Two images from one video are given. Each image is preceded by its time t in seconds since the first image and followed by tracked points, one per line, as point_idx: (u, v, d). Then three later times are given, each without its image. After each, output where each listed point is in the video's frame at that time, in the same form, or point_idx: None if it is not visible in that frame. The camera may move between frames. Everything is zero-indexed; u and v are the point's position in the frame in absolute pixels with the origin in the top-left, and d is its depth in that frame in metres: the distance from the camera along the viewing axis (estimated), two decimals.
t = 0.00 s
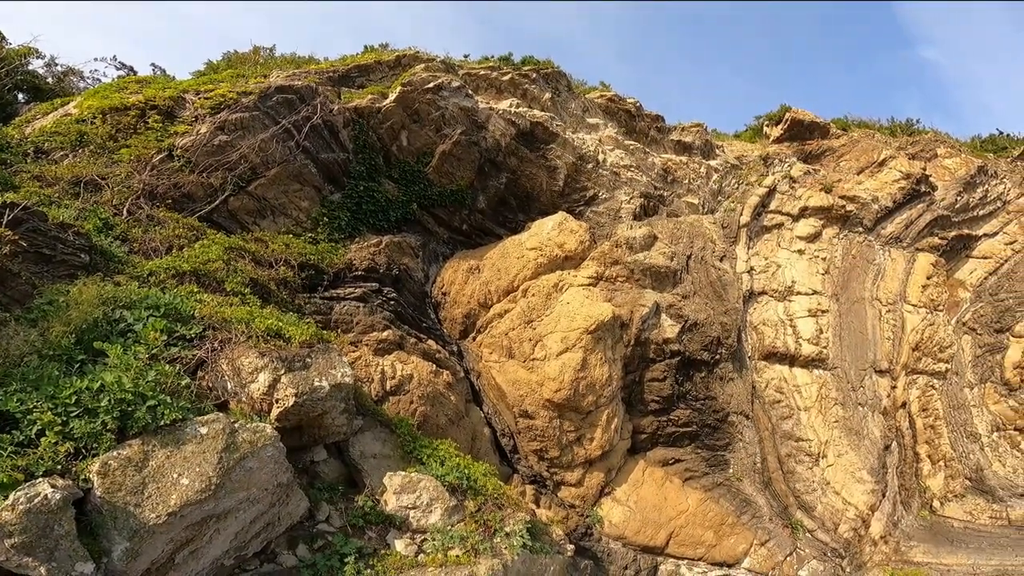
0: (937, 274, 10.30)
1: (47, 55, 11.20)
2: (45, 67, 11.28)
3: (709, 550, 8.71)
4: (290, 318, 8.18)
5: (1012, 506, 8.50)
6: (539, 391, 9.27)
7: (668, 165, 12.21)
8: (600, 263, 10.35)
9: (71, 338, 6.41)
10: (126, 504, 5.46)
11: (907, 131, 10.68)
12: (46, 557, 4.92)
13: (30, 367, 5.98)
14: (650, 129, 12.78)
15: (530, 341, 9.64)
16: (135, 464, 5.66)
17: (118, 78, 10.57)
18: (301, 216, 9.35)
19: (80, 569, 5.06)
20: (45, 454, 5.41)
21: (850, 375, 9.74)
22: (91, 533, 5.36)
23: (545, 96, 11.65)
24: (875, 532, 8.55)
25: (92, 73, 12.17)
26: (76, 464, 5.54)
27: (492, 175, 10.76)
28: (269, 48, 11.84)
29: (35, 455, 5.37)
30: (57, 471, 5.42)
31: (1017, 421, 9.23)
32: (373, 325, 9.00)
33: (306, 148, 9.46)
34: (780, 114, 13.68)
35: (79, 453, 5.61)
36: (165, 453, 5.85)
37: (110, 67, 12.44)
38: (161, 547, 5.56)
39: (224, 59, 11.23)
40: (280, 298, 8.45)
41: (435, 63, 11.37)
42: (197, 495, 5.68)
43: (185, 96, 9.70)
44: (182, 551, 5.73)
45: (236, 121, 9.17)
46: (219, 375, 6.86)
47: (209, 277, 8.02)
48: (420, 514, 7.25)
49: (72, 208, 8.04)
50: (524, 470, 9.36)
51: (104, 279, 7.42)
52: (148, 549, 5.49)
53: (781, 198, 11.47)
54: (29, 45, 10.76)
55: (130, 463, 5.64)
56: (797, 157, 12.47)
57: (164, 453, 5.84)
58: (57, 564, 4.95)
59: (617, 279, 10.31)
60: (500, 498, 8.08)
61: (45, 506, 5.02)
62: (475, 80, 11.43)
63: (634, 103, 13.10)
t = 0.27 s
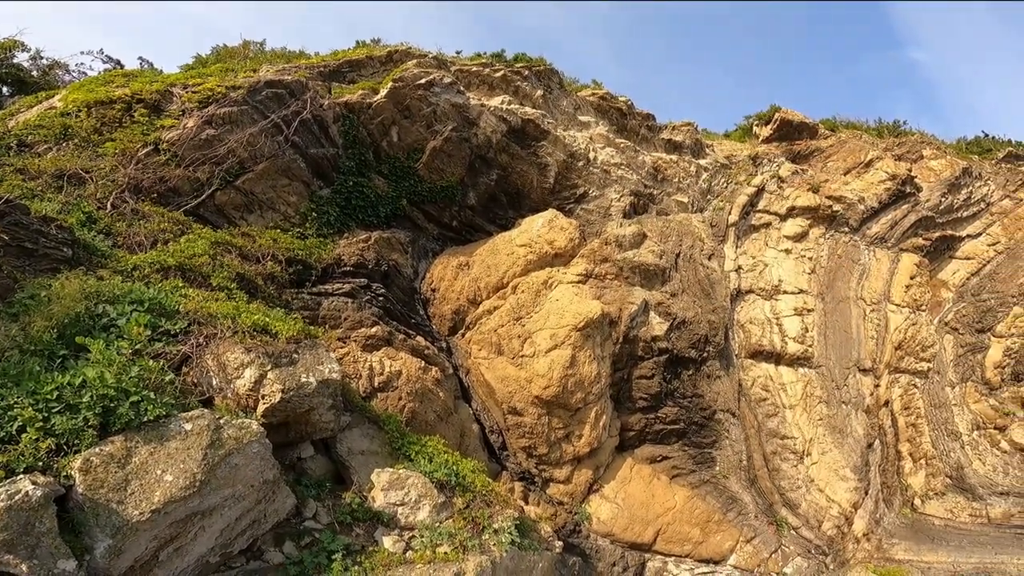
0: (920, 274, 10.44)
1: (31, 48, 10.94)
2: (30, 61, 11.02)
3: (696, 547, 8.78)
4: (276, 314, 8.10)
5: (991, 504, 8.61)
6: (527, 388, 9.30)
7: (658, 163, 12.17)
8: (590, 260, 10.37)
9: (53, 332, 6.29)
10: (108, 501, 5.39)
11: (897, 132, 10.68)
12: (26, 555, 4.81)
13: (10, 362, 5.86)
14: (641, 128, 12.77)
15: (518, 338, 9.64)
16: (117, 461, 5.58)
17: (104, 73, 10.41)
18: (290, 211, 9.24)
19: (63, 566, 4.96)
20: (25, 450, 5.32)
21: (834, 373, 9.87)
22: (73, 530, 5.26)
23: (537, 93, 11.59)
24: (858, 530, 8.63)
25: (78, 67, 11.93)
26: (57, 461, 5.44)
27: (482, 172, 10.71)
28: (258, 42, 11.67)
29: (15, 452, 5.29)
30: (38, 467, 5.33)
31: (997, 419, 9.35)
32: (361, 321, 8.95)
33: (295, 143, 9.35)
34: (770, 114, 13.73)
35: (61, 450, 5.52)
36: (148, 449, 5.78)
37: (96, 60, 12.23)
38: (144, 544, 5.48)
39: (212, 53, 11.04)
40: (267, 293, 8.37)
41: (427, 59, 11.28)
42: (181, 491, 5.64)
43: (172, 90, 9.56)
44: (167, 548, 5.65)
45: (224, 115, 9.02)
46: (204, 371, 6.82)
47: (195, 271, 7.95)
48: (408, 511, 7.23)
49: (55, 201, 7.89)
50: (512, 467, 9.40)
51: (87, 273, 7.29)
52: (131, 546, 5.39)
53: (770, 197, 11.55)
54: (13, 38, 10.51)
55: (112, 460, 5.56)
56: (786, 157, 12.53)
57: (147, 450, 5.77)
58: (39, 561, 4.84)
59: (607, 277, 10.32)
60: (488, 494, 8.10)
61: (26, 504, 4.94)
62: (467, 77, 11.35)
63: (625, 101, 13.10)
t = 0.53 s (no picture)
0: (903, 274, 10.58)
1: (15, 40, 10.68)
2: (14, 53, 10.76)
3: (682, 544, 8.88)
4: (262, 309, 8.01)
5: (970, 502, 8.67)
6: (515, 385, 9.31)
7: (648, 162, 12.20)
8: (579, 258, 10.38)
9: (33, 327, 6.17)
10: (89, 497, 5.32)
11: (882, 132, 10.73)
12: (6, 551, 4.76)
13: None
14: (632, 126, 12.77)
15: (507, 335, 9.66)
16: (98, 457, 5.50)
17: (89, 65, 10.16)
18: (277, 206, 9.14)
19: (43, 563, 4.93)
20: (4, 446, 5.24)
21: (818, 372, 10.00)
22: (54, 527, 5.21)
23: (529, 90, 11.52)
24: (840, 528, 8.73)
25: (64, 59, 11.67)
26: (37, 457, 5.37)
27: (473, 168, 10.64)
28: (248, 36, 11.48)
29: None
30: (17, 463, 5.25)
31: (976, 418, 9.47)
32: (349, 317, 8.89)
33: (284, 138, 9.24)
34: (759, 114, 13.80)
35: (40, 446, 5.44)
36: (130, 445, 5.69)
37: (82, 52, 11.97)
38: (126, 541, 5.44)
39: (201, 46, 10.80)
40: (253, 288, 8.29)
41: (418, 55, 11.18)
42: (164, 487, 5.55)
43: (160, 82, 9.33)
44: (149, 544, 5.63)
45: (211, 109, 8.88)
46: (188, 366, 6.68)
47: (179, 266, 7.81)
48: (395, 507, 7.19)
49: (37, 194, 7.75)
50: (500, 464, 9.43)
51: (69, 267, 7.15)
52: (113, 543, 5.35)
53: (757, 197, 11.62)
54: None
55: (93, 456, 5.48)
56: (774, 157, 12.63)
57: (129, 446, 5.69)
58: (19, 558, 4.80)
59: (596, 274, 10.34)
60: (475, 491, 8.06)
61: (6, 499, 4.87)
62: (459, 73, 11.28)
63: (616, 100, 13.09)
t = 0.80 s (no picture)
0: (881, 274, 10.74)
1: None
2: None
3: (665, 540, 8.99)
4: (244, 302, 7.88)
5: (944, 499, 8.71)
6: (501, 380, 9.33)
7: (636, 160, 12.21)
8: (565, 254, 10.39)
9: (7, 319, 5.97)
10: (64, 493, 5.21)
11: (865, 135, 10.85)
12: None
13: None
14: (620, 124, 12.77)
15: (492, 331, 9.66)
16: (73, 452, 5.39)
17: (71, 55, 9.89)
18: (261, 198, 8.98)
19: (17, 559, 4.83)
20: None
21: (798, 370, 10.15)
22: (27, 523, 5.11)
23: (518, 87, 11.46)
24: (817, 525, 8.84)
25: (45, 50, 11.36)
26: (10, 452, 5.27)
27: (460, 163, 10.56)
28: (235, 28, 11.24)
29: None
30: None
31: (950, 418, 9.53)
32: (333, 311, 8.80)
33: (269, 131, 9.09)
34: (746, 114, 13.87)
35: (14, 440, 5.34)
36: (106, 440, 5.57)
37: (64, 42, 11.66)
38: (102, 537, 5.35)
39: (187, 38, 10.56)
40: (235, 281, 8.16)
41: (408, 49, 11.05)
42: (141, 483, 5.45)
43: (142, 74, 9.11)
44: (126, 541, 5.53)
45: (195, 101, 8.71)
46: (166, 359, 6.61)
47: (159, 258, 7.68)
48: (378, 503, 7.18)
49: (13, 184, 7.54)
50: (484, 460, 9.46)
51: (45, 259, 6.96)
52: (89, 539, 5.27)
53: (742, 197, 11.69)
54: None
55: (68, 451, 5.37)
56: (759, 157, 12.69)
57: (105, 441, 5.56)
58: None
59: (582, 271, 10.38)
60: (459, 486, 8.11)
61: None
62: (448, 68, 11.19)
63: (605, 98, 13.09)
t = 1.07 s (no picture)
0: (858, 275, 10.88)
1: None
2: None
3: (645, 536, 9.10)
4: (222, 294, 7.72)
5: (914, 497, 8.74)
6: (484, 375, 9.28)
7: (622, 158, 12.22)
8: (549, 250, 10.39)
9: None
10: (34, 487, 5.08)
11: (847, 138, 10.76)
12: None
13: None
14: (607, 122, 12.75)
15: (475, 325, 9.62)
16: (44, 446, 5.27)
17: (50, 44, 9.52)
18: (242, 189, 8.80)
19: None
20: None
21: (776, 368, 10.32)
22: None
23: (506, 82, 11.36)
24: (794, 522, 8.89)
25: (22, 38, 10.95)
26: None
27: (446, 158, 10.44)
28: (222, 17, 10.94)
29: None
30: None
31: (921, 417, 9.61)
32: (314, 304, 8.69)
33: (252, 122, 8.87)
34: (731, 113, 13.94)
35: None
36: (77, 434, 5.46)
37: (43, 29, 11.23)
38: (73, 532, 5.22)
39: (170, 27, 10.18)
40: (213, 273, 8.03)
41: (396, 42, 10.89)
42: (114, 477, 5.34)
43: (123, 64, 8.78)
44: (98, 536, 5.40)
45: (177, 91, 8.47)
46: (141, 352, 6.47)
47: (135, 249, 7.48)
48: (359, 498, 7.16)
49: None
50: (467, 455, 9.47)
51: (17, 248, 6.76)
52: (60, 534, 5.14)
53: (725, 197, 11.76)
54: None
55: (38, 445, 5.25)
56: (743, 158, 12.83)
57: (76, 434, 5.46)
58: None
59: (566, 267, 10.39)
60: (440, 482, 8.15)
61: None
62: (437, 62, 11.05)
63: (593, 95, 13.07)
